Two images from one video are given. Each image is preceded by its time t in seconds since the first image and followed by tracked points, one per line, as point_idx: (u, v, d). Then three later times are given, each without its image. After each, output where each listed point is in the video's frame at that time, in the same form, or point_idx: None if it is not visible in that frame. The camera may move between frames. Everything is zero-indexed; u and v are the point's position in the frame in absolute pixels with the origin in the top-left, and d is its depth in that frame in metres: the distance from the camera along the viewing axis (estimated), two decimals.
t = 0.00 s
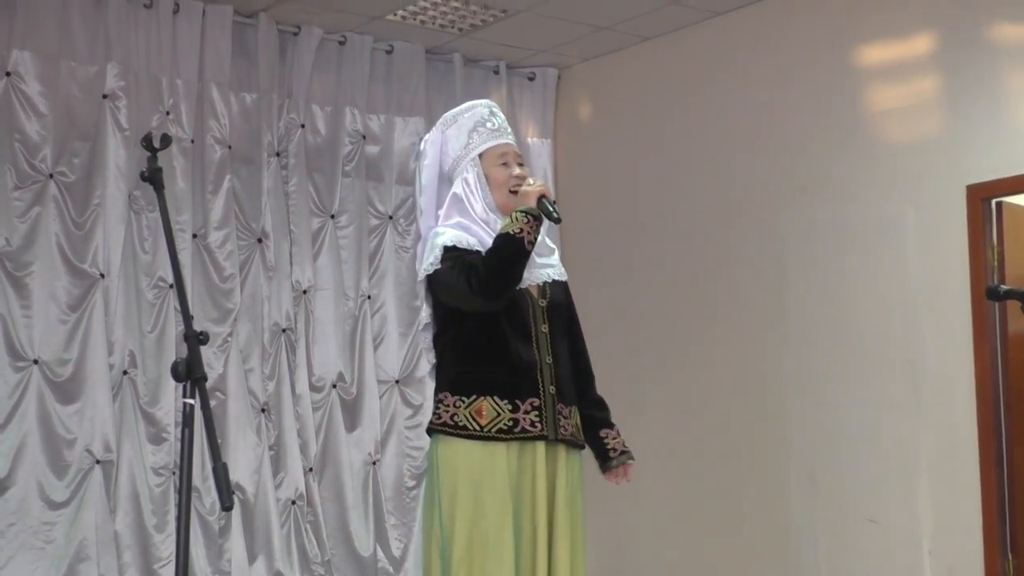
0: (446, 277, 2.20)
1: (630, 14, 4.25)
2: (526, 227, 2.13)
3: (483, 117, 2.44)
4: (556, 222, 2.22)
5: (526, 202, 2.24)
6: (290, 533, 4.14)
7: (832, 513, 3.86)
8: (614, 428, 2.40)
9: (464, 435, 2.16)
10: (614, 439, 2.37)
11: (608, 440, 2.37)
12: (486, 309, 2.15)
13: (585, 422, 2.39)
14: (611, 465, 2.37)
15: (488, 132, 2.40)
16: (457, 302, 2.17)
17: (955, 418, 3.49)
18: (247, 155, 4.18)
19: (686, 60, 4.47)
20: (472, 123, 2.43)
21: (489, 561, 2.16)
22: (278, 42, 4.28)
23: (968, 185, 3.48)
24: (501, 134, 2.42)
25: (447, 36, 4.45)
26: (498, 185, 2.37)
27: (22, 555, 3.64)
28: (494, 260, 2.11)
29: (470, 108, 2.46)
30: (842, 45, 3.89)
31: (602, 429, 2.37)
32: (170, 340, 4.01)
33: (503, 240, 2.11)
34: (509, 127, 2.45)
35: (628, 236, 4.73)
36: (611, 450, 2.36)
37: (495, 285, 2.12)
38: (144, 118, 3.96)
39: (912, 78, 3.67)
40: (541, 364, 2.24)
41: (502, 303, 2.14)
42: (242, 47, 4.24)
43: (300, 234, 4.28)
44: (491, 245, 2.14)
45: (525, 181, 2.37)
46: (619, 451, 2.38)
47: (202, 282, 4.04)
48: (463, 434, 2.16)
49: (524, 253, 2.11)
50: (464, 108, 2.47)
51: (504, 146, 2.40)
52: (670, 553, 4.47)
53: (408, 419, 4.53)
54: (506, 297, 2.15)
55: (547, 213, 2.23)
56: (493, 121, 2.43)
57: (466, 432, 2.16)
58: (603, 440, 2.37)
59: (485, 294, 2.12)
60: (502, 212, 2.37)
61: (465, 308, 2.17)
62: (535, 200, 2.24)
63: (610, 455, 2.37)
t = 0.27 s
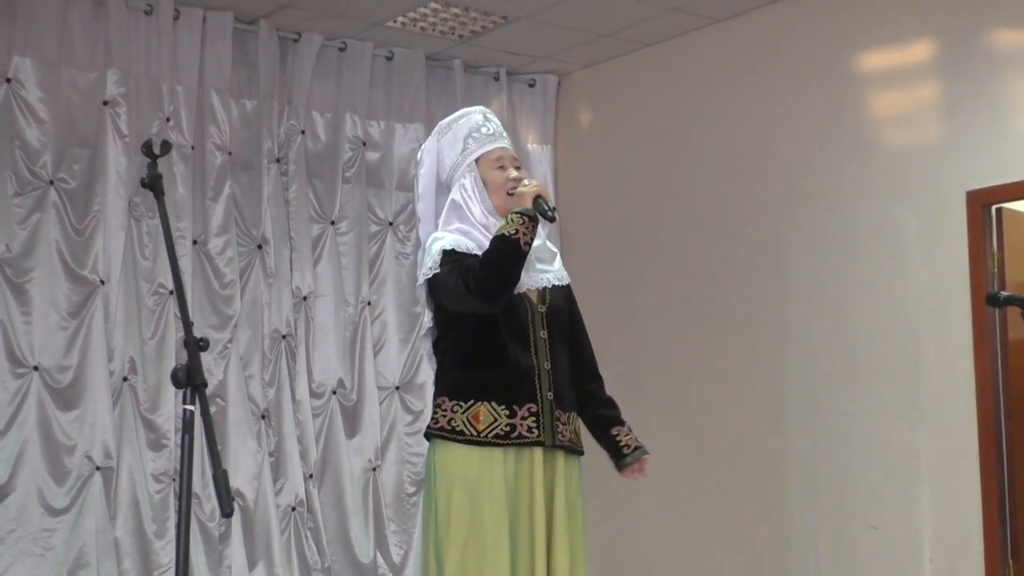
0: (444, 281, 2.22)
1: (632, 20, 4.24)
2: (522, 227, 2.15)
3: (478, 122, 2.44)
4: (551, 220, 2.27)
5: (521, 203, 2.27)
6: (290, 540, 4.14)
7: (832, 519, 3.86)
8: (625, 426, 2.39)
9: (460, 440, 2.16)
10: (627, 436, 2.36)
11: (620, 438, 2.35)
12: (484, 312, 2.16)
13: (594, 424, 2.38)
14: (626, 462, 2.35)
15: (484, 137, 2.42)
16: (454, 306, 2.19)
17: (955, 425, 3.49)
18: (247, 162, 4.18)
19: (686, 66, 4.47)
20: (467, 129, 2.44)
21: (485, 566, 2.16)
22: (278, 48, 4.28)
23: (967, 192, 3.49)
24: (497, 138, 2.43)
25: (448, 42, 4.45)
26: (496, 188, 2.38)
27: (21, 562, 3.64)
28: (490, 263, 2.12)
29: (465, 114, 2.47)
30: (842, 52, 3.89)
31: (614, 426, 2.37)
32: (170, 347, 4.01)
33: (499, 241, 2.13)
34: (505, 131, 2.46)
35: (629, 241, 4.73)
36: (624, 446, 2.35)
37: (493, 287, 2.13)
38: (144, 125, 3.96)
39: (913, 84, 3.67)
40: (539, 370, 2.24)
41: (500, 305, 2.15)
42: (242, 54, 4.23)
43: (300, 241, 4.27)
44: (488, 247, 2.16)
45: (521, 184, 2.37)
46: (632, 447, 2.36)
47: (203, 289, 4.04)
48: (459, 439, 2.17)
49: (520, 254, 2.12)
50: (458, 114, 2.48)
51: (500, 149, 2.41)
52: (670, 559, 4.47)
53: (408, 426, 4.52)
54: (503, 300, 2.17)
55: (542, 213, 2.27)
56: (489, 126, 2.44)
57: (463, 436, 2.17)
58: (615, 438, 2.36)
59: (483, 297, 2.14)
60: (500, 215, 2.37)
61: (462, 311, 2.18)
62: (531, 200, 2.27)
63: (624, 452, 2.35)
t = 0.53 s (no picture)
0: (435, 290, 2.17)
1: (634, 26, 4.17)
2: (511, 235, 2.09)
3: (472, 129, 2.38)
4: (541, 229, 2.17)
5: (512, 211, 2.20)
6: (287, 555, 4.06)
7: (839, 533, 3.78)
8: (637, 426, 2.33)
9: (453, 453, 2.10)
10: (639, 436, 2.30)
11: (632, 438, 2.29)
12: (474, 322, 2.10)
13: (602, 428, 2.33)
14: (642, 462, 2.28)
15: (477, 145, 2.35)
16: (444, 315, 2.13)
17: (964, 437, 3.42)
18: (244, 170, 4.12)
19: (689, 73, 4.41)
20: (461, 136, 2.38)
21: None
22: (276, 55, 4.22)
23: (975, 200, 3.43)
24: (491, 146, 2.37)
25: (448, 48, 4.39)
26: (489, 197, 2.31)
27: None
28: (480, 270, 2.07)
29: (458, 121, 2.41)
30: (848, 58, 3.83)
31: (625, 427, 2.30)
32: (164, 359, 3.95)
33: (488, 249, 2.07)
34: (499, 139, 2.40)
35: (630, 251, 4.66)
36: (638, 447, 2.28)
37: (483, 295, 2.07)
38: (139, 133, 3.89)
39: (920, 90, 3.61)
40: (533, 381, 2.17)
41: (490, 314, 2.10)
42: (239, 60, 4.17)
43: (297, 251, 4.20)
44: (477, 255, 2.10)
45: (515, 192, 2.30)
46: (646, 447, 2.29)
47: (198, 299, 3.97)
48: (451, 452, 2.11)
49: (510, 262, 2.06)
50: (452, 121, 2.42)
51: (494, 157, 2.35)
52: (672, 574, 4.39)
53: (406, 438, 4.45)
54: (494, 308, 2.10)
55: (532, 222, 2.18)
56: (482, 134, 2.37)
57: (455, 450, 2.11)
58: (628, 439, 2.29)
59: (473, 306, 2.08)
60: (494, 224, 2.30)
61: (452, 320, 2.13)
62: (522, 208, 2.20)
63: (639, 453, 2.28)
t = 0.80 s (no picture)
0: (418, 313, 2.16)
1: (637, 33, 4.07)
2: (495, 258, 2.09)
3: (464, 141, 2.36)
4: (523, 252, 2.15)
5: (497, 231, 2.18)
6: None
7: (848, 556, 3.66)
8: (632, 446, 2.32)
9: (440, 476, 2.10)
10: (634, 455, 2.29)
11: (629, 457, 2.28)
12: (458, 344, 2.10)
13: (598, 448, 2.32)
14: (637, 483, 2.27)
15: (468, 157, 2.33)
16: (428, 339, 2.14)
17: (978, 457, 3.31)
18: (236, 181, 4.00)
19: (692, 81, 4.30)
20: (452, 147, 2.35)
21: None
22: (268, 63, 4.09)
23: (989, 212, 3.31)
24: (482, 159, 2.34)
25: (445, 56, 4.27)
26: (478, 213, 2.29)
27: None
28: (464, 293, 2.08)
29: (450, 132, 2.39)
30: (858, 66, 3.71)
31: (620, 447, 2.30)
32: (154, 375, 3.84)
33: (471, 273, 2.08)
34: (491, 151, 2.37)
35: (632, 264, 4.56)
36: (633, 466, 2.27)
37: (465, 319, 2.08)
38: (128, 142, 3.77)
39: (933, 99, 3.50)
40: (522, 400, 2.17)
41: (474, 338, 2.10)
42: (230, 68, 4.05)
43: (291, 264, 4.08)
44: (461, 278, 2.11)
45: (503, 209, 2.28)
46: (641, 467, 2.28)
47: (189, 314, 3.85)
48: (439, 475, 2.11)
49: (494, 286, 2.08)
50: (444, 131, 2.40)
51: (484, 171, 2.32)
52: None
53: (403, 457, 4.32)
54: (479, 330, 2.11)
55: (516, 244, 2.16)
56: (474, 146, 2.35)
57: (443, 473, 2.11)
58: (623, 459, 2.29)
59: (455, 330, 2.09)
60: (480, 241, 2.29)
61: (436, 344, 2.13)
62: (507, 228, 2.18)
63: (633, 473, 2.27)
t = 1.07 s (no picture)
0: (402, 325, 2.04)
1: (644, 33, 3.94)
2: (484, 269, 1.97)
3: (458, 145, 2.25)
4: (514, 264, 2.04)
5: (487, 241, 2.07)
6: None
7: None
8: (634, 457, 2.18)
9: (426, 493, 1.98)
10: (636, 465, 2.15)
11: (630, 467, 2.14)
12: (441, 358, 1.99)
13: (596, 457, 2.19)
14: (641, 492, 2.12)
15: (461, 163, 2.22)
16: (411, 352, 2.02)
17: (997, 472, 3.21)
18: (228, 187, 3.86)
19: (700, 84, 4.16)
20: (445, 151, 2.25)
21: None
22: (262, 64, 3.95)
23: (1010, 220, 3.20)
24: (475, 164, 2.23)
25: (445, 57, 4.14)
26: (468, 222, 2.18)
27: None
28: (449, 305, 1.95)
29: (443, 135, 2.28)
30: (874, 68, 3.58)
31: (621, 457, 2.16)
32: (143, 388, 3.69)
33: (457, 284, 1.96)
34: (485, 157, 2.27)
35: (637, 272, 4.43)
36: (635, 477, 2.13)
37: (449, 333, 1.96)
38: (116, 146, 3.64)
39: (952, 102, 3.37)
40: (511, 413, 2.05)
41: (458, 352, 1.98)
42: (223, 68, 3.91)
43: (285, 273, 3.94)
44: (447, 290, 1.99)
45: (494, 219, 2.16)
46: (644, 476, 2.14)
47: (180, 324, 3.72)
48: (425, 491, 1.99)
49: (482, 299, 1.95)
50: (438, 133, 2.29)
51: (476, 177, 2.21)
52: None
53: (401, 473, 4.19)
54: (464, 345, 1.98)
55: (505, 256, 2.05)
56: (468, 150, 2.25)
57: (429, 489, 1.99)
58: (625, 469, 2.15)
59: (439, 344, 1.96)
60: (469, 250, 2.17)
61: (419, 357, 2.01)
62: (497, 239, 2.07)
63: (637, 483, 2.13)
